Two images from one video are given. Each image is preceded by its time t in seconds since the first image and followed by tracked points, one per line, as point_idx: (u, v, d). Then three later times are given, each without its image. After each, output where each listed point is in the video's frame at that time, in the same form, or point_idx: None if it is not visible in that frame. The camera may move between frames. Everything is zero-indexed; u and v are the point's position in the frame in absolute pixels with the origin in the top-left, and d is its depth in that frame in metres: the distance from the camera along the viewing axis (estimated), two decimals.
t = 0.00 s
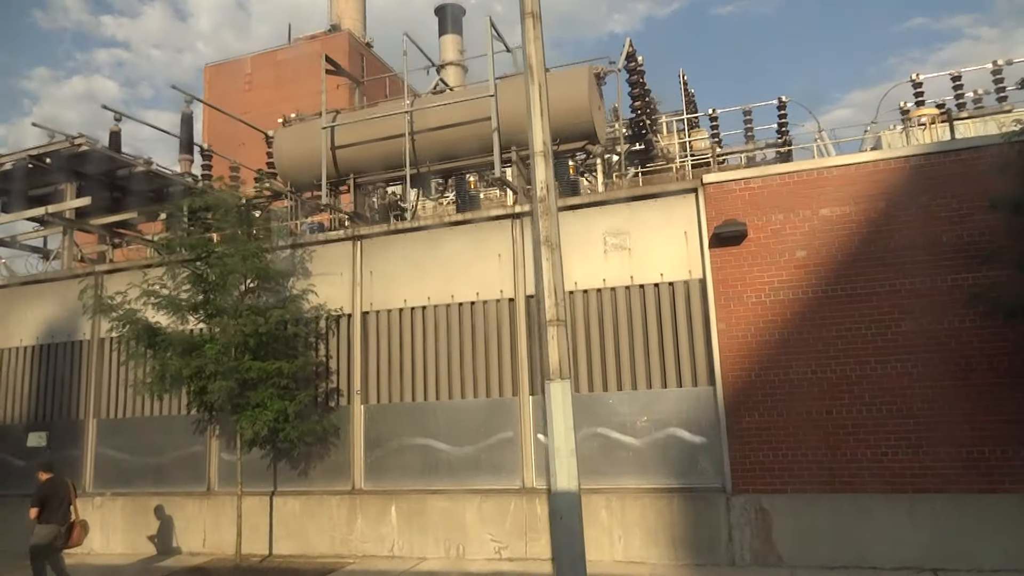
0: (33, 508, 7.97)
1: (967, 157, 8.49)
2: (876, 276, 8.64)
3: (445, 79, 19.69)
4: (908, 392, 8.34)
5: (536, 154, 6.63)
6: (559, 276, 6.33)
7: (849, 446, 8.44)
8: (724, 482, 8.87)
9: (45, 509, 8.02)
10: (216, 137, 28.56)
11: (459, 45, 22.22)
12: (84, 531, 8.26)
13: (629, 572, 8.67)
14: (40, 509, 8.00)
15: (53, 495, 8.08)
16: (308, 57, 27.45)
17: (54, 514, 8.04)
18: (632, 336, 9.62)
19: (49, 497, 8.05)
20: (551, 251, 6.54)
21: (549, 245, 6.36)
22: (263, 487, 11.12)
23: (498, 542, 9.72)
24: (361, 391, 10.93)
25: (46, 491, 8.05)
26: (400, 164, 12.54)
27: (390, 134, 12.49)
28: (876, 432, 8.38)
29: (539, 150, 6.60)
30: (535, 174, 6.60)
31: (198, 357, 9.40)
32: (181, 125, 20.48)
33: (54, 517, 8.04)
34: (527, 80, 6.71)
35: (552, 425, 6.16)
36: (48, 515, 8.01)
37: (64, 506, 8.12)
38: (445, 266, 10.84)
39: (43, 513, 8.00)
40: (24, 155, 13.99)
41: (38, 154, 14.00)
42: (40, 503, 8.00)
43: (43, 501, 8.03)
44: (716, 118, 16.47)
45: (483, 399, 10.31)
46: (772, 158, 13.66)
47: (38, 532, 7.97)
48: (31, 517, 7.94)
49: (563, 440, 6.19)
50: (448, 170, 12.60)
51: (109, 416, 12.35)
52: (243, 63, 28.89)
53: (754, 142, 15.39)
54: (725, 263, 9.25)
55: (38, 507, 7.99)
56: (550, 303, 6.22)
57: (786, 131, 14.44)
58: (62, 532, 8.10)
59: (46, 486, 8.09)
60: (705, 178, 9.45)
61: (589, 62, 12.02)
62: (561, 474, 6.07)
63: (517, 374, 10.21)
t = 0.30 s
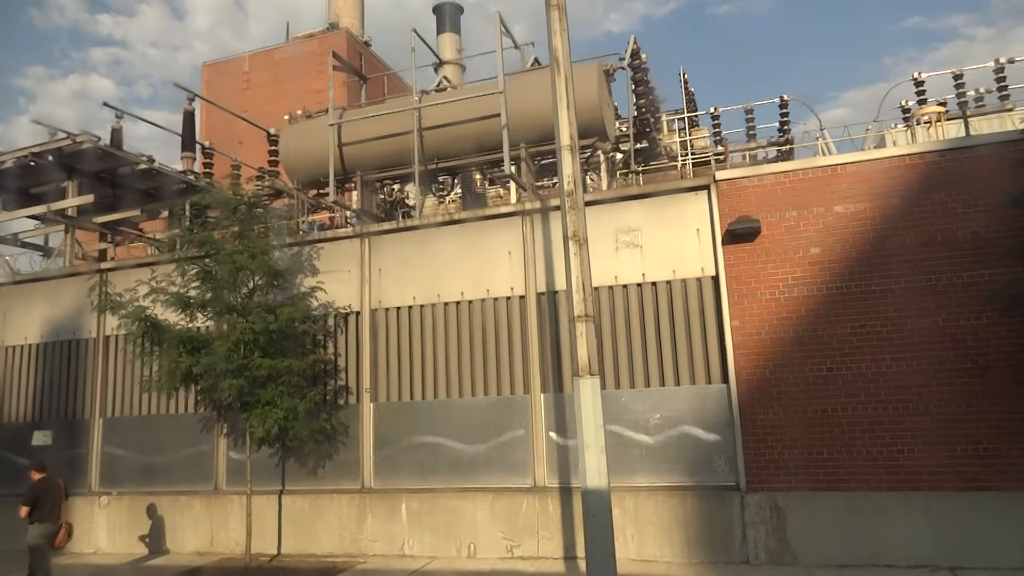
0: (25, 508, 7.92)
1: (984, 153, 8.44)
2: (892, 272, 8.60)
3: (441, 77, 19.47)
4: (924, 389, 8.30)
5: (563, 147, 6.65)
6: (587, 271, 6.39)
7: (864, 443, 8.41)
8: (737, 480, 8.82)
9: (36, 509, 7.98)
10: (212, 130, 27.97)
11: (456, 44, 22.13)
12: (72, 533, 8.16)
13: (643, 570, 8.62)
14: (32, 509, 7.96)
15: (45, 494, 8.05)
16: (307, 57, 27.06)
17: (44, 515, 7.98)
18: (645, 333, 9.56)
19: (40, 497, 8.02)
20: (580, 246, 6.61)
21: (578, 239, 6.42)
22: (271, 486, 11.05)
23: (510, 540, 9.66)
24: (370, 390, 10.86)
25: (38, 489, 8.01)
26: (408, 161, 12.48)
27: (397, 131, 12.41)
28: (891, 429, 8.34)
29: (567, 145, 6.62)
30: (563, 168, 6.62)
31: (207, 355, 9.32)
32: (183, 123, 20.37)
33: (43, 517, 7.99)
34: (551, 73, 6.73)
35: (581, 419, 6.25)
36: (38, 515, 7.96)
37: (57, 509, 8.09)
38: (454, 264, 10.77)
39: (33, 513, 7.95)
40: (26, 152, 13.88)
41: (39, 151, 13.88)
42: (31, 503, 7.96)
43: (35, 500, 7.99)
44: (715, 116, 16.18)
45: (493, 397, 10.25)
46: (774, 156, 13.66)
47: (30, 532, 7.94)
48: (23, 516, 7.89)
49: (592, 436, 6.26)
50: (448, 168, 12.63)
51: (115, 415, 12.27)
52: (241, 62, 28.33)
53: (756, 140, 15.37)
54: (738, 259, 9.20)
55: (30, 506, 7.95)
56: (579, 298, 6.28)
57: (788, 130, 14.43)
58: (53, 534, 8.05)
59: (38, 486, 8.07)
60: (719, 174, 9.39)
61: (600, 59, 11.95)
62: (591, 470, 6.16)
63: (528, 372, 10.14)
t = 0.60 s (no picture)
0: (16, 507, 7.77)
1: (998, 149, 8.41)
2: (907, 269, 8.55)
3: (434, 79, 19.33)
4: (941, 386, 8.25)
5: (589, 142, 6.51)
6: (615, 268, 6.23)
7: (880, 441, 8.36)
8: (752, 480, 8.77)
9: (27, 509, 7.83)
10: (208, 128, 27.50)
11: (455, 45, 22.09)
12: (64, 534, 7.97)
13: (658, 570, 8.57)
14: (23, 507, 7.80)
15: (36, 494, 7.89)
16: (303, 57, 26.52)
17: (34, 515, 7.82)
18: (657, 331, 9.49)
19: (31, 497, 7.86)
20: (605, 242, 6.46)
21: (605, 235, 6.27)
22: (279, 487, 10.98)
23: (523, 541, 9.60)
24: (380, 390, 10.79)
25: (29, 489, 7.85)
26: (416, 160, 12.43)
27: (404, 130, 12.36)
28: (908, 426, 8.30)
29: (593, 139, 6.50)
30: (590, 163, 6.48)
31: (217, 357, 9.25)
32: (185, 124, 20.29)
33: (34, 517, 7.81)
34: (579, 67, 6.60)
35: (611, 418, 6.09)
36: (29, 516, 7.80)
37: (49, 507, 7.93)
38: (463, 263, 10.71)
39: (24, 512, 7.79)
40: (28, 153, 13.80)
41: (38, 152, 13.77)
42: (22, 502, 7.80)
43: (27, 499, 7.85)
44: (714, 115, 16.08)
45: (504, 396, 10.19)
46: (773, 155, 13.62)
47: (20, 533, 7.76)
48: (15, 515, 7.74)
49: (622, 435, 6.09)
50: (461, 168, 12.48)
51: (121, 417, 12.19)
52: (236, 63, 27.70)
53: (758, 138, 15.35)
54: (751, 257, 9.16)
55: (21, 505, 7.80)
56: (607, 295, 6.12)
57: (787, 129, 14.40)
58: (47, 533, 7.89)
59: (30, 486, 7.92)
60: (731, 172, 9.34)
61: (608, 56, 11.91)
62: (621, 471, 6.00)
63: (539, 371, 10.08)
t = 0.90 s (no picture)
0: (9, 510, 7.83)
1: (1017, 148, 8.36)
2: (927, 269, 8.49)
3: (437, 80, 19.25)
4: (961, 386, 8.19)
5: (624, 136, 6.42)
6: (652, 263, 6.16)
7: (900, 441, 8.30)
8: (770, 480, 8.70)
9: (21, 510, 7.90)
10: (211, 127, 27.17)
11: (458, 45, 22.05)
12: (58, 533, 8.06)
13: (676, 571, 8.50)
14: (18, 510, 7.88)
15: (29, 496, 7.97)
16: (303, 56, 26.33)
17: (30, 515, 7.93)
18: (673, 331, 9.42)
19: (25, 499, 7.94)
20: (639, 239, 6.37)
21: (642, 231, 6.21)
22: (289, 487, 10.91)
23: (537, 542, 9.53)
24: (391, 390, 10.71)
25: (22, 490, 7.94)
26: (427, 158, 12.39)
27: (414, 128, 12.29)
28: (928, 426, 8.23)
29: (627, 134, 6.39)
30: (625, 158, 6.40)
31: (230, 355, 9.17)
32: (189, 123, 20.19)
33: (29, 519, 7.93)
34: (612, 61, 6.54)
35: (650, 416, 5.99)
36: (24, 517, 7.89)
37: (42, 507, 8.04)
38: (476, 262, 10.64)
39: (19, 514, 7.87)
40: (33, 151, 13.68)
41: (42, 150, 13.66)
42: (17, 504, 7.87)
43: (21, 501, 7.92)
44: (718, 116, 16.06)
45: (517, 396, 10.12)
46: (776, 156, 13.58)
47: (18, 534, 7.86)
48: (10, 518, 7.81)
49: (660, 433, 6.00)
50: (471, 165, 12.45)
51: (128, 416, 12.10)
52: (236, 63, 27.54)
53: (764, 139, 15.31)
54: (769, 256, 9.09)
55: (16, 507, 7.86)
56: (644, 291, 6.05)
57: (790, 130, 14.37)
58: (42, 533, 8.00)
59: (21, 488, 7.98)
60: (747, 170, 9.28)
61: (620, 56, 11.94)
62: (659, 469, 5.90)
63: (553, 371, 10.01)
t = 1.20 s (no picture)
0: None
1: None
2: (953, 268, 8.40)
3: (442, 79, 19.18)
4: (987, 387, 8.11)
5: (667, 129, 6.31)
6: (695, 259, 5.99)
7: (925, 442, 8.21)
8: (793, 481, 8.61)
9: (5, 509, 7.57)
10: (215, 125, 27.00)
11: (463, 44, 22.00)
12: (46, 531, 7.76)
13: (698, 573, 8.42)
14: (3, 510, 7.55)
15: (15, 495, 7.64)
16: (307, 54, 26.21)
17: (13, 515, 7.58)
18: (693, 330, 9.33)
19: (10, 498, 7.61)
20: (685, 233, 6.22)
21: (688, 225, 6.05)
22: (302, 486, 10.82)
23: (555, 542, 9.43)
24: (406, 389, 10.61)
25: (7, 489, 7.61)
26: (441, 154, 12.25)
27: (427, 126, 12.19)
28: (953, 427, 8.14)
29: (671, 127, 6.28)
30: (668, 150, 6.26)
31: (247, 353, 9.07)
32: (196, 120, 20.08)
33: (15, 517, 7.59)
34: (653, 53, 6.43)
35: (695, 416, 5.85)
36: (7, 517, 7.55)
37: (27, 506, 7.69)
38: (492, 259, 10.54)
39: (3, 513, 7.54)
40: (39, 147, 13.48)
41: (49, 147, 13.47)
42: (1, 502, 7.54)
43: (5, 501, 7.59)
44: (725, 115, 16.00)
45: (534, 396, 10.02)
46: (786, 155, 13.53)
47: None
48: None
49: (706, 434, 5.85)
50: (485, 162, 12.33)
51: (139, 415, 11.99)
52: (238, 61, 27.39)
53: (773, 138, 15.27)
54: (791, 254, 8.99)
55: None
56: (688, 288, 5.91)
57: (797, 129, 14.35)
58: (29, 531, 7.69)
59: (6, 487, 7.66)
60: (769, 167, 9.18)
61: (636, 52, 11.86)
62: (708, 471, 5.76)
63: (570, 370, 9.92)
